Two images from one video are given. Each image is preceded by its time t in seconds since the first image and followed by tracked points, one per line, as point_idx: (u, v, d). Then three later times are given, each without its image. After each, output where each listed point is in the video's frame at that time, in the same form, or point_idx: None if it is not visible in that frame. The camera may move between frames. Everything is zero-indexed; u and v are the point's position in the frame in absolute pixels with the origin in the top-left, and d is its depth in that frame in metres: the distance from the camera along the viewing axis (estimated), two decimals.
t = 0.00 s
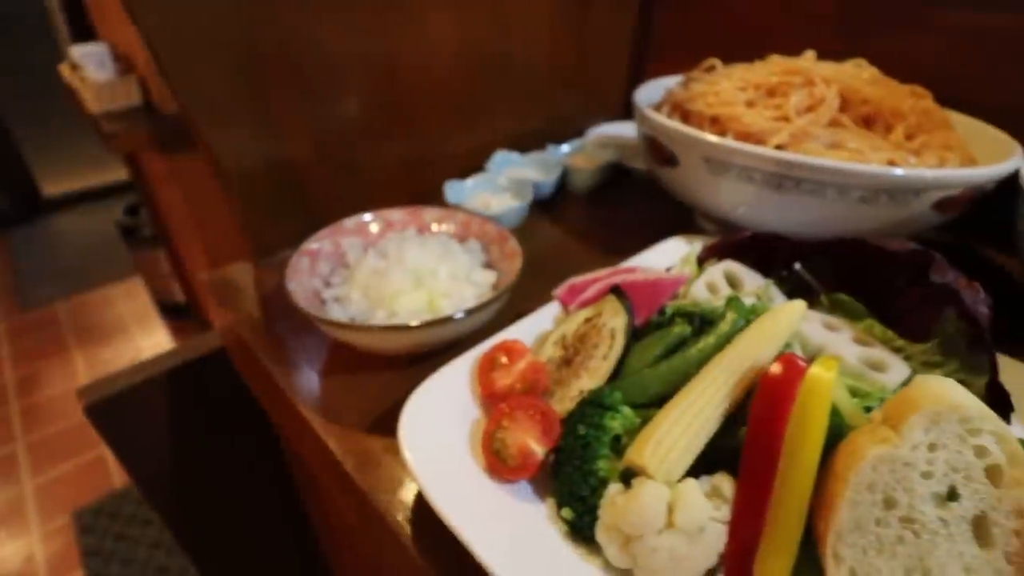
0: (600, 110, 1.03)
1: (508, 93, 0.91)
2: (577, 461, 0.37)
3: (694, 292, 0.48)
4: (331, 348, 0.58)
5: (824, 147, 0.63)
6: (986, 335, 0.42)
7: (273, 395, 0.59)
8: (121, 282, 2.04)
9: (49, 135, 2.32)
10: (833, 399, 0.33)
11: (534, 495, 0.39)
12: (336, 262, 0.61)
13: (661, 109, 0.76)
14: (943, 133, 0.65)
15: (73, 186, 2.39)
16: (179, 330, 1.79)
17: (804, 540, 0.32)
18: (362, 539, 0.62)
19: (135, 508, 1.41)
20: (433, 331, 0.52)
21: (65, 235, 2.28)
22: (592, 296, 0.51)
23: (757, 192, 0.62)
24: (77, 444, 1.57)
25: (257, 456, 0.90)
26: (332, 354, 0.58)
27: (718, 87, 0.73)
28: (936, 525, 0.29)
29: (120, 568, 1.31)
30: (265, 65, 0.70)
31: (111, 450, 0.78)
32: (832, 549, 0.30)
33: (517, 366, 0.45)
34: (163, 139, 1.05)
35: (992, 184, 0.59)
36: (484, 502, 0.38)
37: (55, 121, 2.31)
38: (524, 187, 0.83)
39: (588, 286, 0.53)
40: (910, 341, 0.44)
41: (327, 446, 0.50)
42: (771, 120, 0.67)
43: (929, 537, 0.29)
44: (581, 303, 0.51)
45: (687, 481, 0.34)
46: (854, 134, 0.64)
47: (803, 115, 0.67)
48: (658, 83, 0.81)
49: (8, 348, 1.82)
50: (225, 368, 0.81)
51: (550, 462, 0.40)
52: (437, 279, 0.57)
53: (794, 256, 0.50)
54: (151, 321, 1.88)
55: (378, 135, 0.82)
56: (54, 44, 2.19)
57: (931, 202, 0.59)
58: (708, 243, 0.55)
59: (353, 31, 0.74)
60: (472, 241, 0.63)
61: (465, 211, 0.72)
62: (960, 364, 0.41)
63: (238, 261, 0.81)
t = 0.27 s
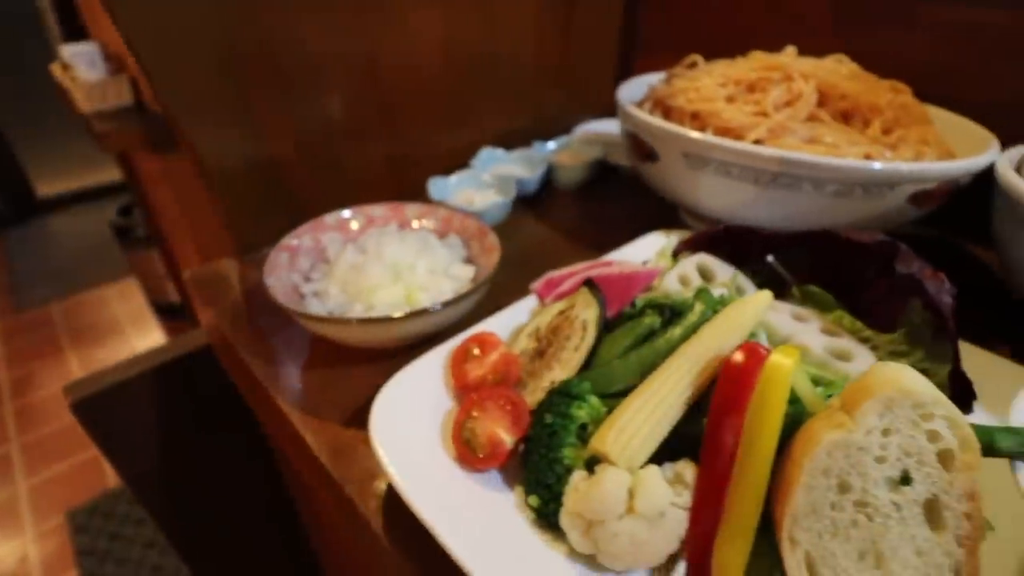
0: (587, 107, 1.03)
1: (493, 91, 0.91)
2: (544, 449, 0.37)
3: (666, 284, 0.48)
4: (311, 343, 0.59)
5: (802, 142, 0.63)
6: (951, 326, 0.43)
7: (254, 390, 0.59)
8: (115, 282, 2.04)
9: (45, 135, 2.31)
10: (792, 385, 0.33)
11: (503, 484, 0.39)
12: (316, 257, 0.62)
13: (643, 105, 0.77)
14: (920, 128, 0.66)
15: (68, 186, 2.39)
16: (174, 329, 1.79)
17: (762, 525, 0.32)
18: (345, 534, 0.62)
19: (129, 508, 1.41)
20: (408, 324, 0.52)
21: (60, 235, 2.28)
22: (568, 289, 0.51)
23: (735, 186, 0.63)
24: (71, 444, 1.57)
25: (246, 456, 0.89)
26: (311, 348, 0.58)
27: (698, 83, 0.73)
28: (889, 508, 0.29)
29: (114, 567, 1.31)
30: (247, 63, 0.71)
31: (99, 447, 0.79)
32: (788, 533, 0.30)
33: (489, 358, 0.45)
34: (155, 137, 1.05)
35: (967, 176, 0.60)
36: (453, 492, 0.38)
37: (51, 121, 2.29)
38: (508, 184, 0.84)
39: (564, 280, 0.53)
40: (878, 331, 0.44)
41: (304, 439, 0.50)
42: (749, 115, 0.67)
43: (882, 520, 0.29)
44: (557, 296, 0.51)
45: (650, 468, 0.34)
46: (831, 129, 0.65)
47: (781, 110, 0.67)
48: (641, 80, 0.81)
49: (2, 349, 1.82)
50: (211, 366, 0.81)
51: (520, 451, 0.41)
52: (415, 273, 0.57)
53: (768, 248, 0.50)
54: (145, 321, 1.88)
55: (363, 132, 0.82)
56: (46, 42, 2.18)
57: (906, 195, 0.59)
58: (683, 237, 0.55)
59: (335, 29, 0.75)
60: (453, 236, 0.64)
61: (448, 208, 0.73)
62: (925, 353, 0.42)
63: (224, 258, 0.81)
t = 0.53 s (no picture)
0: (576, 106, 1.04)
1: (481, 89, 0.92)
2: (517, 436, 0.38)
3: (641, 278, 0.49)
4: (297, 337, 0.59)
5: (780, 138, 0.64)
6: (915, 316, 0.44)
7: (242, 385, 0.60)
8: (113, 282, 2.06)
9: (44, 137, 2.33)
10: (754, 371, 0.34)
11: (478, 471, 0.40)
12: (302, 253, 0.62)
13: (628, 103, 0.78)
14: (899, 124, 0.67)
15: (66, 187, 2.40)
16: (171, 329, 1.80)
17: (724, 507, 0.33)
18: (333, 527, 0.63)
19: (127, 507, 1.42)
20: (391, 318, 0.53)
21: (58, 237, 2.29)
22: (548, 283, 0.53)
23: (715, 182, 0.64)
24: (69, 444, 1.58)
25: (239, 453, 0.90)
26: (298, 342, 0.59)
27: (681, 81, 0.74)
28: (843, 489, 0.30)
29: (112, 565, 1.32)
30: (236, 64, 0.72)
31: (93, 444, 0.80)
32: (747, 514, 0.31)
33: (467, 350, 0.46)
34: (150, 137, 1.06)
35: (944, 171, 0.60)
36: (429, 479, 0.39)
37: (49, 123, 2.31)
38: (495, 181, 0.85)
39: (545, 275, 0.54)
40: (846, 322, 0.45)
41: (288, 431, 0.51)
42: (730, 112, 0.68)
43: (837, 501, 0.30)
44: (537, 290, 0.52)
45: (617, 452, 0.35)
46: (809, 126, 0.66)
47: (760, 107, 0.68)
48: (626, 78, 0.83)
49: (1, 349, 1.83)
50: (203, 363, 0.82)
51: (496, 440, 0.42)
52: (399, 269, 0.58)
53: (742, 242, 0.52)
54: (143, 321, 1.89)
55: (352, 131, 0.83)
56: (43, 44, 2.19)
57: (882, 190, 0.60)
58: (661, 233, 0.57)
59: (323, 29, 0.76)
60: (438, 232, 0.65)
61: (435, 205, 0.74)
62: (890, 342, 0.43)
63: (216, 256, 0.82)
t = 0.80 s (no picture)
0: (564, 106, 1.06)
1: (470, 89, 0.94)
2: (487, 421, 0.40)
3: (613, 271, 0.51)
4: (284, 329, 0.61)
5: (756, 138, 0.66)
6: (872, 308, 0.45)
7: (230, 377, 0.62)
8: (110, 280, 2.07)
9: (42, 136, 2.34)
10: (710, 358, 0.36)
11: (452, 455, 0.42)
12: (290, 248, 0.64)
13: (611, 103, 0.80)
14: (872, 124, 0.69)
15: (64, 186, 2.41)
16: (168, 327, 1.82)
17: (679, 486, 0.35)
18: (319, 516, 0.65)
19: (123, 503, 1.44)
20: (373, 310, 0.55)
21: (56, 235, 2.30)
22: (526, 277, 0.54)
23: (692, 181, 0.66)
24: (65, 441, 1.59)
25: (231, 447, 0.91)
26: (284, 334, 0.60)
27: (662, 82, 0.76)
28: (788, 468, 0.32)
29: (108, 560, 1.34)
30: (226, 63, 0.73)
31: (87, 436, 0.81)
32: (698, 493, 0.32)
33: (444, 340, 0.48)
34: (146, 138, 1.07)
35: (914, 169, 0.62)
36: (404, 462, 0.41)
37: (47, 121, 2.30)
38: (482, 179, 0.86)
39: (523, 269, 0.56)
40: (807, 314, 0.47)
41: (272, 419, 0.52)
42: (708, 112, 0.70)
43: (782, 480, 0.32)
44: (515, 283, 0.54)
45: (580, 435, 0.37)
46: (784, 126, 0.68)
47: (737, 107, 0.70)
48: (610, 80, 0.84)
49: None
50: (195, 357, 0.83)
51: (469, 425, 0.43)
52: (382, 263, 0.60)
53: (713, 238, 0.53)
54: (139, 319, 1.90)
55: (342, 130, 0.85)
56: (40, 42, 2.17)
57: (852, 188, 0.62)
58: (637, 229, 0.59)
59: (312, 29, 0.78)
60: (422, 228, 0.66)
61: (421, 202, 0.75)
62: (848, 332, 0.45)
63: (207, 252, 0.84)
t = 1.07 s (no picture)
0: (548, 106, 1.07)
1: (453, 89, 0.95)
2: (451, 410, 0.42)
3: (580, 267, 0.53)
4: (265, 325, 0.62)
5: (726, 137, 0.68)
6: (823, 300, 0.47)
7: (213, 372, 0.63)
8: (104, 281, 2.08)
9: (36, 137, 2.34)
10: (661, 348, 0.38)
11: (419, 445, 0.44)
12: (271, 246, 0.66)
13: (589, 104, 0.81)
14: (841, 123, 0.70)
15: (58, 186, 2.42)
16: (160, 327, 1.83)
17: (630, 470, 0.37)
18: (300, 509, 0.66)
19: (116, 502, 1.45)
20: (349, 306, 0.56)
21: (50, 236, 2.31)
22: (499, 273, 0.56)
23: (663, 179, 0.67)
24: (58, 441, 1.60)
25: (218, 445, 0.92)
26: (266, 330, 0.62)
27: (638, 83, 0.77)
28: (729, 452, 0.33)
29: (100, 559, 1.35)
30: (208, 63, 0.75)
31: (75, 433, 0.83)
32: (646, 475, 0.34)
33: (415, 333, 0.50)
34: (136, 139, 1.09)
35: (879, 168, 0.64)
36: (372, 450, 0.43)
37: (40, 121, 2.30)
38: (464, 178, 0.88)
39: (497, 265, 0.57)
40: (764, 308, 0.49)
41: (249, 412, 0.54)
42: (681, 113, 0.72)
43: (723, 463, 0.33)
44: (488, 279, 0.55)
45: (538, 423, 0.39)
46: (754, 127, 0.70)
47: (709, 108, 0.72)
48: (589, 81, 0.86)
49: None
50: (181, 355, 0.84)
51: (436, 415, 0.45)
52: (360, 260, 0.61)
53: (678, 235, 0.55)
54: (133, 319, 1.91)
55: (325, 130, 0.86)
56: (32, 42, 2.18)
57: (817, 186, 0.64)
58: (608, 226, 0.60)
59: (293, 30, 0.79)
60: (401, 227, 0.68)
61: (401, 201, 0.77)
62: (799, 324, 0.46)
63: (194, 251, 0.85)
